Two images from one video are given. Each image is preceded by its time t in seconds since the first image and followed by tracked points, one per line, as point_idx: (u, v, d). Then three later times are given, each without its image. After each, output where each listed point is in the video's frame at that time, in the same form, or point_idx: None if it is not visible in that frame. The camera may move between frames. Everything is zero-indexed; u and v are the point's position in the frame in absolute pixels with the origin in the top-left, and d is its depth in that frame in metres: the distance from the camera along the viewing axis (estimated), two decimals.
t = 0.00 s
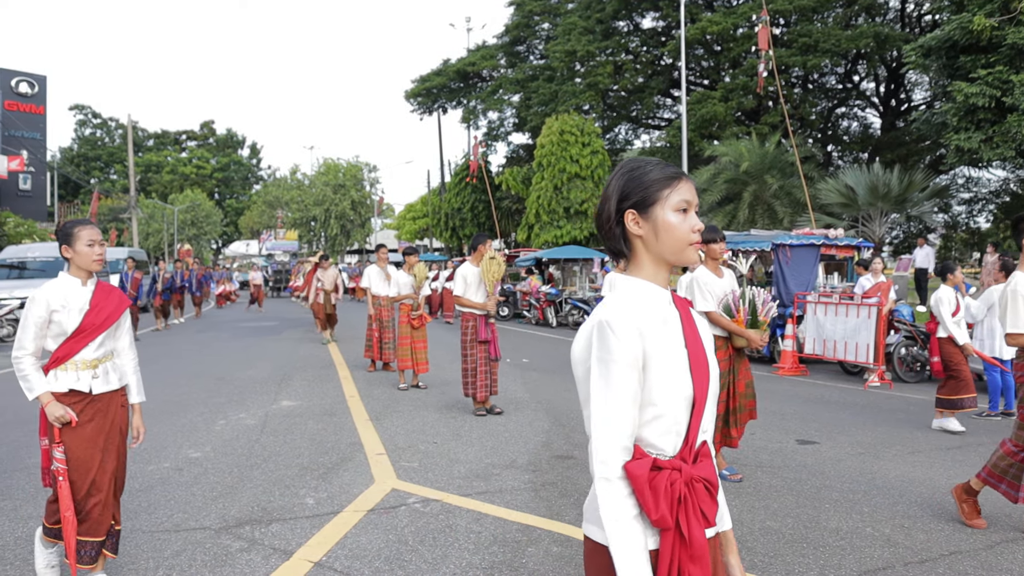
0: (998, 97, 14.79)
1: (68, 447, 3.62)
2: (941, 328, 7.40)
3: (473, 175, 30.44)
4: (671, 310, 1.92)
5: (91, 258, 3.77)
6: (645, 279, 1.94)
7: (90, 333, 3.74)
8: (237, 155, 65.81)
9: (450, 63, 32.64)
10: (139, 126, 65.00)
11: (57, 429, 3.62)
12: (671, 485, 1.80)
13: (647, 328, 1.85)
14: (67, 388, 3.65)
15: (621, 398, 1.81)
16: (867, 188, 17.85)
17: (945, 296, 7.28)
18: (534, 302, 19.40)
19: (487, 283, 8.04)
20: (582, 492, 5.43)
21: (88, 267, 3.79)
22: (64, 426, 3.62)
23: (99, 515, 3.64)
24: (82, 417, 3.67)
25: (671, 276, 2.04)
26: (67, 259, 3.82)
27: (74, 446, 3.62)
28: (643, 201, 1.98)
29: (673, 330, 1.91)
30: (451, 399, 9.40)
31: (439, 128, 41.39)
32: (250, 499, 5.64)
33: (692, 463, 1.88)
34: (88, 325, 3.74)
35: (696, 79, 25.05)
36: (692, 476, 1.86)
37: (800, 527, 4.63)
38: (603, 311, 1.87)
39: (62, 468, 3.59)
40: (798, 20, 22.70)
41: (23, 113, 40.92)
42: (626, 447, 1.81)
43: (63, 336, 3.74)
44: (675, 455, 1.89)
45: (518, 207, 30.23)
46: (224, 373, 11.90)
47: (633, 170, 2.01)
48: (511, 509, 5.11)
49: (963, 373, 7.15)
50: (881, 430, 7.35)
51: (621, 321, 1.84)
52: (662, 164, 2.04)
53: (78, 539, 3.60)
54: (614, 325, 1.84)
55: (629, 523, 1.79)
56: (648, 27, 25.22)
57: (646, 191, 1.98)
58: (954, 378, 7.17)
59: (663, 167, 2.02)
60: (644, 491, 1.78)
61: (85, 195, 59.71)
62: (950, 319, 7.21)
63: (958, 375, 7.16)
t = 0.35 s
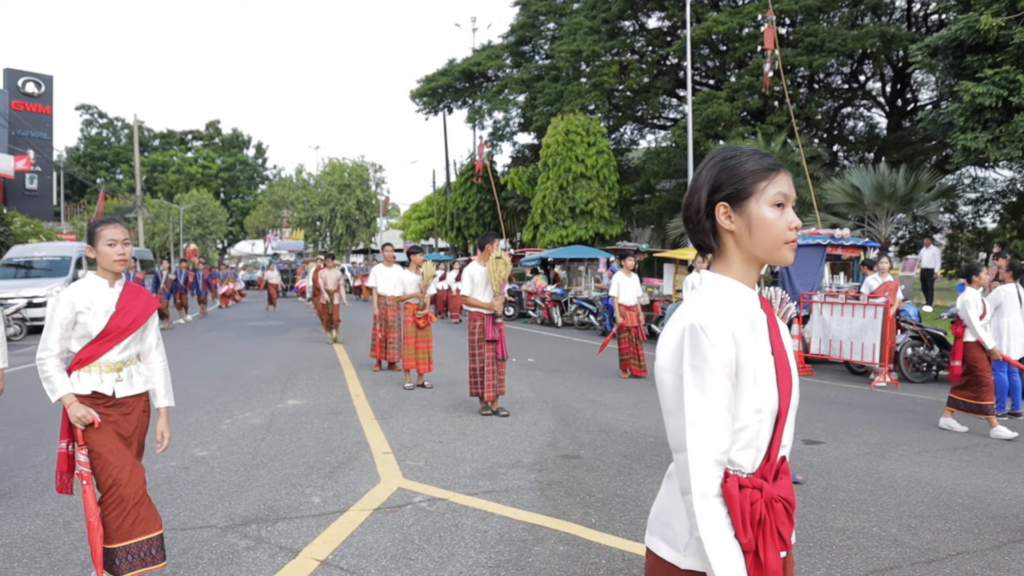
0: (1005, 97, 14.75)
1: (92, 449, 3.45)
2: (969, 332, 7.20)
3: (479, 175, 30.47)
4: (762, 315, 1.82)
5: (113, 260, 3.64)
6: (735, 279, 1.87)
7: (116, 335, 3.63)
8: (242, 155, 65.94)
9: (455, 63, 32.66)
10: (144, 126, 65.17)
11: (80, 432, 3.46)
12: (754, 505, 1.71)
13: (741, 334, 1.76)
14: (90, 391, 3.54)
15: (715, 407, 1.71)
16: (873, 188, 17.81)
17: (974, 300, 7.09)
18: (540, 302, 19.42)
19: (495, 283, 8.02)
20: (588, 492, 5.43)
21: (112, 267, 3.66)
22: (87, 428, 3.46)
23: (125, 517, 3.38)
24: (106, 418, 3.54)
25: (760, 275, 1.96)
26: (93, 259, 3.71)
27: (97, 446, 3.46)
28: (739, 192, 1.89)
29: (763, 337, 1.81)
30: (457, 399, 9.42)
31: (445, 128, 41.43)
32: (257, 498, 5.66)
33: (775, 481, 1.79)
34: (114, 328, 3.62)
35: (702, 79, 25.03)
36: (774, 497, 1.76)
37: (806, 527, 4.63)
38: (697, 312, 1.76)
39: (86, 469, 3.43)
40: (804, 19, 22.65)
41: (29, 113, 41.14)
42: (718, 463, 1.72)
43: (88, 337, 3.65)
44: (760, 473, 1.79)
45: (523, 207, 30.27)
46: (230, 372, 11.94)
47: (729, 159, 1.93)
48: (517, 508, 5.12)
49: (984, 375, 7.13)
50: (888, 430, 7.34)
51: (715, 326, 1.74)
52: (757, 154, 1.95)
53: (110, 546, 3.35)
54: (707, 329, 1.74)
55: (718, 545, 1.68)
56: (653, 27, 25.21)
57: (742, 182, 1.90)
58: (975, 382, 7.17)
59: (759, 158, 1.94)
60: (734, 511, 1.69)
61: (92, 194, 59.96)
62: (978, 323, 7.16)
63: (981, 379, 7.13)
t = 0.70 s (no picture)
0: (1013, 96, 14.67)
1: (117, 461, 3.32)
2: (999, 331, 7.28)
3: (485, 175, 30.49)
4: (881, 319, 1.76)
5: (139, 257, 3.50)
6: (849, 280, 1.82)
7: (149, 336, 3.48)
8: (249, 155, 66.07)
9: (461, 63, 32.69)
10: (151, 127, 65.38)
11: (104, 442, 3.33)
12: (878, 525, 1.63)
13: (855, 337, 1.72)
14: (121, 394, 3.42)
15: (827, 412, 1.70)
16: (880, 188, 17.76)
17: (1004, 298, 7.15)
18: (546, 302, 19.42)
19: (499, 283, 7.98)
20: (594, 492, 5.43)
21: (139, 266, 3.53)
22: (112, 438, 3.33)
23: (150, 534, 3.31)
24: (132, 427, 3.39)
25: (878, 276, 1.88)
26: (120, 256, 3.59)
27: (122, 459, 3.32)
28: (853, 186, 1.84)
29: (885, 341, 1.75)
30: (463, 399, 9.42)
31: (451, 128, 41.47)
32: (264, 497, 5.67)
33: (905, 500, 1.70)
34: (146, 329, 3.48)
35: (709, 79, 24.97)
36: (906, 516, 1.66)
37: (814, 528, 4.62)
38: (811, 311, 1.76)
39: (108, 484, 3.28)
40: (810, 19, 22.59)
41: (37, 114, 41.38)
42: (832, 476, 1.69)
43: (119, 339, 3.52)
44: (883, 489, 1.72)
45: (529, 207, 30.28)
46: (236, 372, 11.96)
47: (847, 152, 1.88)
48: (523, 508, 5.12)
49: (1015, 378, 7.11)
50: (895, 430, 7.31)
51: (827, 329, 1.73)
52: (880, 145, 1.88)
53: (132, 562, 3.28)
54: (821, 328, 1.74)
55: (829, 561, 1.65)
56: (659, 26, 25.19)
57: (858, 175, 1.84)
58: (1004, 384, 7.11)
59: (881, 148, 1.86)
60: (853, 532, 1.62)
61: (98, 194, 60.21)
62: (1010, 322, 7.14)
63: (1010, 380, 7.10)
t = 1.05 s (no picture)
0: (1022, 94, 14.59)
1: (146, 467, 3.25)
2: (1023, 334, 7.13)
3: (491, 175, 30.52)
4: (987, 321, 1.62)
5: (166, 253, 3.40)
6: (952, 279, 1.66)
7: (176, 337, 3.39)
8: (257, 156, 66.26)
9: (468, 63, 32.72)
10: (159, 128, 65.63)
11: (136, 447, 3.26)
12: (992, 544, 1.49)
13: (965, 337, 1.58)
14: (148, 398, 3.32)
15: (934, 422, 1.56)
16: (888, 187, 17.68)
17: None
18: (553, 302, 19.42)
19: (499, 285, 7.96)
20: (602, 492, 5.42)
21: (166, 263, 3.41)
22: (143, 444, 3.26)
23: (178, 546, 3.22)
24: (162, 432, 3.31)
25: (979, 276, 1.72)
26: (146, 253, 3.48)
27: (152, 466, 3.25)
28: (959, 177, 1.68)
29: (991, 345, 1.61)
30: (470, 399, 9.42)
31: (458, 128, 41.47)
32: (271, 497, 5.68)
33: (1016, 518, 1.56)
34: (173, 329, 3.39)
35: (716, 78, 24.92)
36: (1020, 535, 1.52)
37: (821, 527, 4.61)
38: (912, 310, 1.61)
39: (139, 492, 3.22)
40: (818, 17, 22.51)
41: (45, 114, 41.56)
42: (938, 490, 1.55)
43: (146, 340, 3.42)
44: (992, 506, 1.58)
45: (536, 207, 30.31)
46: (244, 371, 12.00)
47: (950, 141, 1.71)
48: (531, 508, 5.12)
49: None
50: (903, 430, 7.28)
51: (935, 328, 1.58)
52: (986, 133, 1.72)
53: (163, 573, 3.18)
54: (925, 330, 1.58)
55: None
56: (666, 26, 25.17)
57: (964, 166, 1.68)
58: None
59: (988, 139, 1.70)
60: (964, 549, 1.49)
61: (107, 195, 60.54)
62: None
63: None
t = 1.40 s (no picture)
0: None
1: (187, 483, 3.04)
2: None
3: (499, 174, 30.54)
4: None
5: (205, 255, 3.20)
6: None
7: (214, 344, 3.16)
8: (264, 156, 66.39)
9: (475, 63, 32.74)
10: (167, 128, 65.88)
11: (175, 463, 3.05)
12: None
13: None
14: (188, 410, 3.10)
15: None
16: (896, 187, 17.60)
17: None
18: (560, 302, 19.41)
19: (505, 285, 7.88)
20: (609, 492, 5.41)
21: (205, 265, 3.20)
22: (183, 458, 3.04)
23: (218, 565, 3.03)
24: (202, 446, 3.10)
25: None
26: (183, 254, 3.26)
27: (193, 482, 3.05)
28: None
29: None
30: (477, 399, 9.41)
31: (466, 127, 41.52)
32: (277, 497, 5.68)
33: None
34: (212, 335, 3.15)
35: (723, 78, 24.86)
36: None
37: (830, 528, 4.58)
38: None
39: (179, 510, 3.01)
40: (826, 16, 22.43)
41: (54, 115, 41.75)
42: None
43: (183, 347, 3.18)
44: None
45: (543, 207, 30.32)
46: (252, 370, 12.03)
47: None
48: (538, 508, 5.11)
49: None
50: (912, 431, 7.23)
51: None
52: None
53: None
54: None
55: None
56: (674, 25, 25.14)
57: None
58: None
59: None
60: None
61: (115, 195, 60.85)
62: None
63: None
